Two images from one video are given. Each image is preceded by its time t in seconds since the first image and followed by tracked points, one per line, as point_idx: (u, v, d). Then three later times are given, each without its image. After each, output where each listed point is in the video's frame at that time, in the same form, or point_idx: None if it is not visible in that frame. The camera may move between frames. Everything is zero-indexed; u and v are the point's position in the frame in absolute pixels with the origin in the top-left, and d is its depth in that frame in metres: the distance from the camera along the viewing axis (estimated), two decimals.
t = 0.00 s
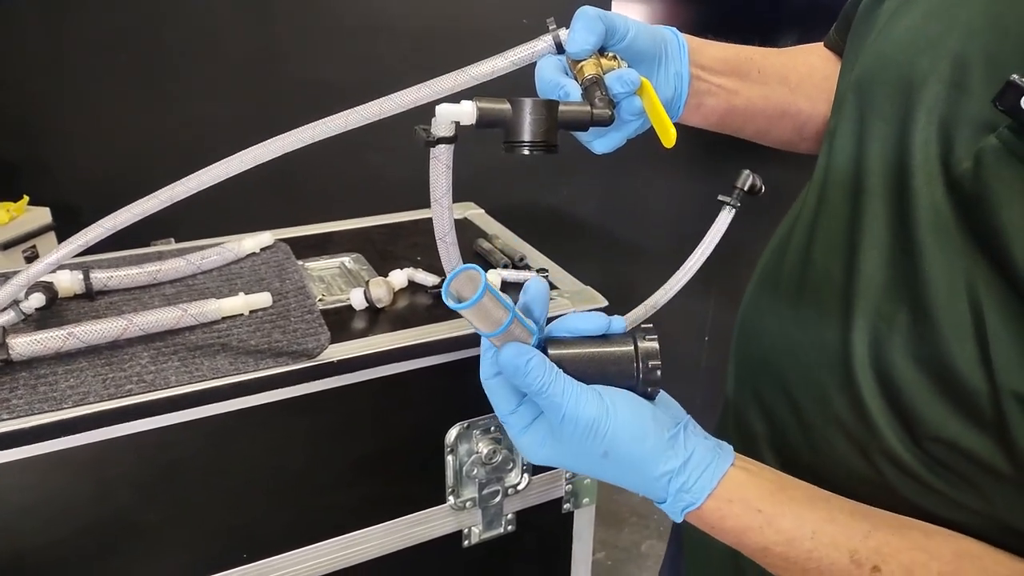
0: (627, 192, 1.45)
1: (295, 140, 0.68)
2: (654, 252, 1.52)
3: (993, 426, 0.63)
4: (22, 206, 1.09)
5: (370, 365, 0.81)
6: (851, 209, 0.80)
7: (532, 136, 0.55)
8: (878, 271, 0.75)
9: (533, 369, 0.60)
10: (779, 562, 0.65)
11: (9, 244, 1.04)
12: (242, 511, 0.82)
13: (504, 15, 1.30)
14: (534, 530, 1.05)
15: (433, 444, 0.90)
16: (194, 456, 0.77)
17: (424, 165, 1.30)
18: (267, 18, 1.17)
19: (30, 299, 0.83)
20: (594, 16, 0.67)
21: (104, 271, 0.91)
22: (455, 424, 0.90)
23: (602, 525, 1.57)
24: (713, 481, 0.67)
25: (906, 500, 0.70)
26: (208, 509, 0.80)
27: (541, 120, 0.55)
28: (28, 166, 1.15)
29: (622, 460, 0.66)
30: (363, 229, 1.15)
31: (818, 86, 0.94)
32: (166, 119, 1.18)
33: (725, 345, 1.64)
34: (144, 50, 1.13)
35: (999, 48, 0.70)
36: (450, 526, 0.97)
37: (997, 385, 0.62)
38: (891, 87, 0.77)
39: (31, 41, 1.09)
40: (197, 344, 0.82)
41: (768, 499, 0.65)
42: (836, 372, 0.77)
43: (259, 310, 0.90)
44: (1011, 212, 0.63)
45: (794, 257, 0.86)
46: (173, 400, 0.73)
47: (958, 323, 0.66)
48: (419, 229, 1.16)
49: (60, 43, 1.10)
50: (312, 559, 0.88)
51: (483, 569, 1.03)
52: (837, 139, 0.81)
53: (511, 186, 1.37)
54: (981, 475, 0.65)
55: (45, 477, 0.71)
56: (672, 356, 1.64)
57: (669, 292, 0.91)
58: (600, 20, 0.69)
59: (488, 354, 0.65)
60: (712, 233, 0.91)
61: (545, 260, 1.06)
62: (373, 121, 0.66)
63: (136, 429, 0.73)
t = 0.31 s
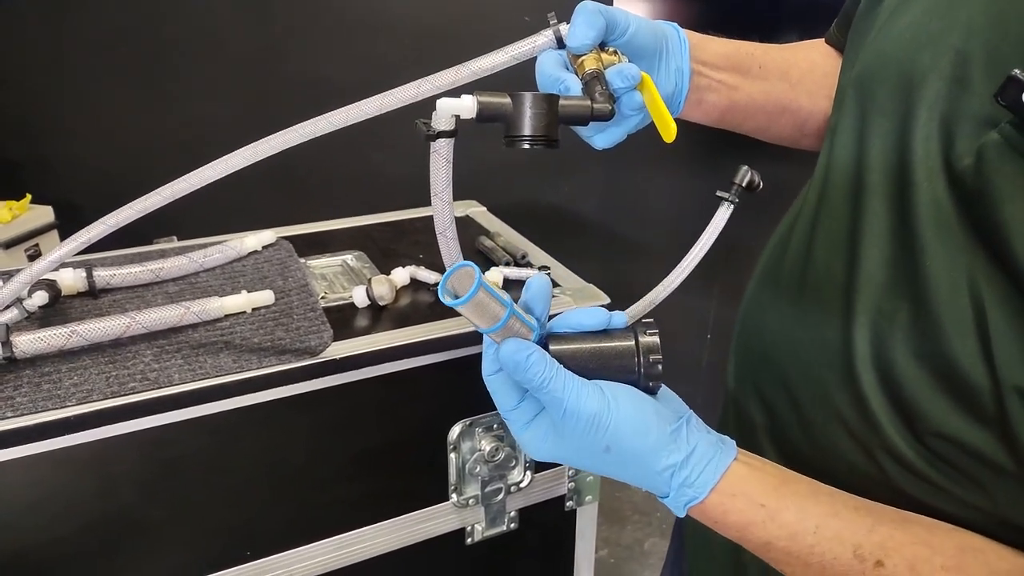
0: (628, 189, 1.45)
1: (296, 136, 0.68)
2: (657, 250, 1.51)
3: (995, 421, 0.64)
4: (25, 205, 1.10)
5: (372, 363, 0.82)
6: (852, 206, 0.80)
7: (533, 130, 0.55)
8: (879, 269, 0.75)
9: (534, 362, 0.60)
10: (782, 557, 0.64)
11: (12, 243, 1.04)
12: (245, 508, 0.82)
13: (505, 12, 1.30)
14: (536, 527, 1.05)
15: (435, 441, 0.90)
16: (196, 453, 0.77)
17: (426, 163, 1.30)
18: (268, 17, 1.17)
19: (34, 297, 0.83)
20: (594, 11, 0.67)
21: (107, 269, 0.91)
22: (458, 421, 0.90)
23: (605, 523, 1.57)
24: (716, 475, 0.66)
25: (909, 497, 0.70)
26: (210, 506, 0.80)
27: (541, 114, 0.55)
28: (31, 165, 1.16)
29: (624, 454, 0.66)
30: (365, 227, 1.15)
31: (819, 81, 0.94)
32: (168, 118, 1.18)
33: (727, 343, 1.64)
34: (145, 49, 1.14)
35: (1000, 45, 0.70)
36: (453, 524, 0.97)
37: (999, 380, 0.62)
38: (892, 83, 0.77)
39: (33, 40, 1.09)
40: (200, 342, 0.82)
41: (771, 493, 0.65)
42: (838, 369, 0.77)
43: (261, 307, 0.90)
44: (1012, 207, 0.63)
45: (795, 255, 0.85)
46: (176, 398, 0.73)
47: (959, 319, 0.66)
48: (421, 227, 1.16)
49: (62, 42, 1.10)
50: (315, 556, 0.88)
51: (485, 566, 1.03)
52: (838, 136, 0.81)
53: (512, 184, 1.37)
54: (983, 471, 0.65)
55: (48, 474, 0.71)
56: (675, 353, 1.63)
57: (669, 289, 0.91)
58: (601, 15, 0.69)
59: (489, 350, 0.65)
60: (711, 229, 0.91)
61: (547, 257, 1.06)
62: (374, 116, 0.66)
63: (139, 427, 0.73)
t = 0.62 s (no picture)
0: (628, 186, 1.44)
1: (295, 130, 0.68)
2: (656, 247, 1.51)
3: (997, 417, 0.63)
4: (23, 201, 1.09)
5: (371, 359, 0.81)
6: (854, 202, 0.80)
7: (533, 125, 0.55)
8: (881, 264, 0.74)
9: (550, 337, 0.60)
10: (785, 551, 0.64)
11: (9, 239, 1.04)
12: (243, 504, 0.81)
13: (505, 7, 1.30)
14: (536, 524, 1.05)
15: (434, 438, 0.90)
16: (194, 449, 0.77)
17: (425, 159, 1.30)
18: (266, 11, 1.17)
19: (30, 292, 0.83)
20: (595, 5, 0.67)
21: (104, 265, 0.91)
22: (457, 418, 0.90)
23: (604, 520, 1.57)
24: (720, 465, 0.66)
25: (910, 493, 0.70)
26: (209, 502, 0.79)
27: (541, 109, 0.55)
28: (28, 160, 1.15)
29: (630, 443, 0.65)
30: (364, 223, 1.15)
31: (821, 76, 0.93)
32: (166, 113, 1.18)
33: (726, 340, 1.63)
34: (143, 43, 1.13)
35: (1003, 36, 0.69)
36: (452, 520, 0.97)
37: (1001, 376, 0.62)
38: (894, 77, 0.77)
39: (30, 34, 1.08)
40: (197, 337, 0.82)
41: (774, 485, 0.65)
42: (839, 365, 0.77)
43: (260, 303, 0.90)
44: (1015, 202, 0.62)
45: (796, 251, 0.85)
46: (174, 393, 0.73)
47: (962, 313, 0.66)
48: (420, 223, 1.16)
49: (59, 37, 1.09)
50: (314, 552, 0.88)
51: (485, 563, 1.03)
52: (839, 131, 0.81)
53: (512, 180, 1.37)
54: (984, 467, 0.64)
55: (45, 471, 0.71)
56: (674, 350, 1.63)
57: (667, 285, 0.90)
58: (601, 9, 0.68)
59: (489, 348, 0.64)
60: (711, 226, 0.90)
61: (546, 253, 1.05)
62: (373, 110, 0.66)
63: (137, 422, 0.73)
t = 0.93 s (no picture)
0: (632, 182, 1.44)
1: (297, 124, 0.67)
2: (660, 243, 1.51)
3: (1006, 416, 0.63)
4: (26, 196, 1.09)
5: (374, 354, 0.81)
6: (863, 198, 0.79)
7: (537, 119, 0.55)
8: (891, 260, 0.74)
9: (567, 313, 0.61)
10: (795, 545, 0.64)
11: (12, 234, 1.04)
12: (246, 500, 0.81)
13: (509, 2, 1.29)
14: (539, 521, 1.04)
15: (437, 434, 0.90)
16: (198, 445, 0.77)
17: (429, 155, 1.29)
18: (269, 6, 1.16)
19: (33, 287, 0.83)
20: None
21: (108, 260, 0.91)
22: (460, 414, 0.90)
23: (607, 517, 1.57)
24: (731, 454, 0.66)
25: (917, 492, 0.70)
26: (212, 498, 0.79)
27: (546, 103, 0.54)
28: (32, 156, 1.15)
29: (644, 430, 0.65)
30: (367, 218, 1.15)
31: (828, 71, 0.92)
32: (169, 108, 1.18)
33: (730, 337, 1.63)
34: (146, 38, 1.13)
35: (1015, 31, 0.69)
36: (455, 517, 0.96)
37: (1010, 375, 0.61)
38: (904, 72, 0.76)
39: (33, 29, 1.08)
40: (201, 333, 0.82)
41: (785, 478, 0.65)
42: (848, 362, 0.76)
43: (263, 298, 0.90)
44: None
45: (804, 248, 0.84)
46: (177, 389, 0.73)
47: (971, 311, 0.65)
48: (424, 219, 1.15)
49: (62, 31, 1.09)
50: (317, 548, 0.88)
51: (488, 560, 1.03)
52: (848, 126, 0.80)
53: (516, 176, 1.36)
54: (993, 466, 0.64)
55: (49, 466, 0.71)
56: (678, 347, 1.63)
57: (671, 282, 0.90)
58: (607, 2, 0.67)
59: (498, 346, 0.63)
60: (716, 222, 0.90)
61: (550, 249, 1.05)
62: (376, 105, 0.66)
63: (141, 417, 0.73)
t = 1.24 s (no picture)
0: (635, 179, 1.43)
1: (299, 119, 0.67)
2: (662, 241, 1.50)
3: (1015, 414, 0.62)
4: (27, 192, 1.09)
5: (376, 350, 0.81)
6: (871, 195, 0.78)
7: (542, 112, 0.54)
8: (899, 257, 0.73)
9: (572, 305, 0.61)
10: (804, 544, 0.63)
11: (13, 230, 1.03)
12: (248, 496, 0.81)
13: None
14: (540, 518, 1.04)
15: (439, 431, 0.89)
16: (199, 441, 0.76)
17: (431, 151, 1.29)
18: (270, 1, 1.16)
19: (34, 283, 0.82)
20: None
21: (108, 255, 0.90)
22: (462, 411, 0.90)
23: (609, 515, 1.57)
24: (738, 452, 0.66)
25: (923, 490, 0.70)
26: (213, 495, 0.79)
27: (551, 95, 0.54)
28: (32, 151, 1.14)
29: (651, 427, 0.65)
30: (368, 214, 1.14)
31: (834, 68, 0.92)
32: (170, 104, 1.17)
33: (732, 334, 1.63)
34: (147, 33, 1.12)
35: None
36: (456, 513, 0.96)
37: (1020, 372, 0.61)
38: (911, 67, 0.75)
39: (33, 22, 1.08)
40: (202, 329, 0.81)
41: (793, 476, 0.65)
42: (856, 360, 0.76)
43: (264, 295, 0.89)
44: None
45: (812, 246, 0.84)
46: (179, 385, 0.73)
47: (981, 309, 0.65)
48: (426, 215, 1.15)
49: (63, 26, 1.09)
50: (318, 545, 0.88)
51: (490, 556, 1.03)
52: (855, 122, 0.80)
53: (518, 172, 1.36)
54: (1000, 465, 0.64)
55: (50, 462, 0.71)
56: (679, 345, 1.62)
57: (674, 279, 0.89)
58: None
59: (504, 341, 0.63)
60: (720, 219, 0.89)
61: (553, 246, 1.05)
62: (378, 99, 0.65)
63: (142, 413, 0.73)
